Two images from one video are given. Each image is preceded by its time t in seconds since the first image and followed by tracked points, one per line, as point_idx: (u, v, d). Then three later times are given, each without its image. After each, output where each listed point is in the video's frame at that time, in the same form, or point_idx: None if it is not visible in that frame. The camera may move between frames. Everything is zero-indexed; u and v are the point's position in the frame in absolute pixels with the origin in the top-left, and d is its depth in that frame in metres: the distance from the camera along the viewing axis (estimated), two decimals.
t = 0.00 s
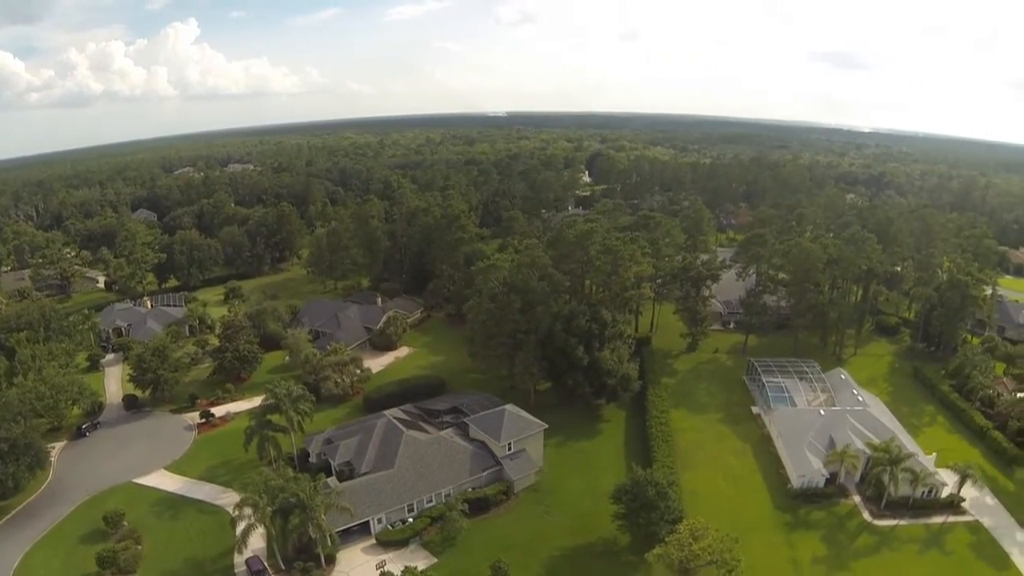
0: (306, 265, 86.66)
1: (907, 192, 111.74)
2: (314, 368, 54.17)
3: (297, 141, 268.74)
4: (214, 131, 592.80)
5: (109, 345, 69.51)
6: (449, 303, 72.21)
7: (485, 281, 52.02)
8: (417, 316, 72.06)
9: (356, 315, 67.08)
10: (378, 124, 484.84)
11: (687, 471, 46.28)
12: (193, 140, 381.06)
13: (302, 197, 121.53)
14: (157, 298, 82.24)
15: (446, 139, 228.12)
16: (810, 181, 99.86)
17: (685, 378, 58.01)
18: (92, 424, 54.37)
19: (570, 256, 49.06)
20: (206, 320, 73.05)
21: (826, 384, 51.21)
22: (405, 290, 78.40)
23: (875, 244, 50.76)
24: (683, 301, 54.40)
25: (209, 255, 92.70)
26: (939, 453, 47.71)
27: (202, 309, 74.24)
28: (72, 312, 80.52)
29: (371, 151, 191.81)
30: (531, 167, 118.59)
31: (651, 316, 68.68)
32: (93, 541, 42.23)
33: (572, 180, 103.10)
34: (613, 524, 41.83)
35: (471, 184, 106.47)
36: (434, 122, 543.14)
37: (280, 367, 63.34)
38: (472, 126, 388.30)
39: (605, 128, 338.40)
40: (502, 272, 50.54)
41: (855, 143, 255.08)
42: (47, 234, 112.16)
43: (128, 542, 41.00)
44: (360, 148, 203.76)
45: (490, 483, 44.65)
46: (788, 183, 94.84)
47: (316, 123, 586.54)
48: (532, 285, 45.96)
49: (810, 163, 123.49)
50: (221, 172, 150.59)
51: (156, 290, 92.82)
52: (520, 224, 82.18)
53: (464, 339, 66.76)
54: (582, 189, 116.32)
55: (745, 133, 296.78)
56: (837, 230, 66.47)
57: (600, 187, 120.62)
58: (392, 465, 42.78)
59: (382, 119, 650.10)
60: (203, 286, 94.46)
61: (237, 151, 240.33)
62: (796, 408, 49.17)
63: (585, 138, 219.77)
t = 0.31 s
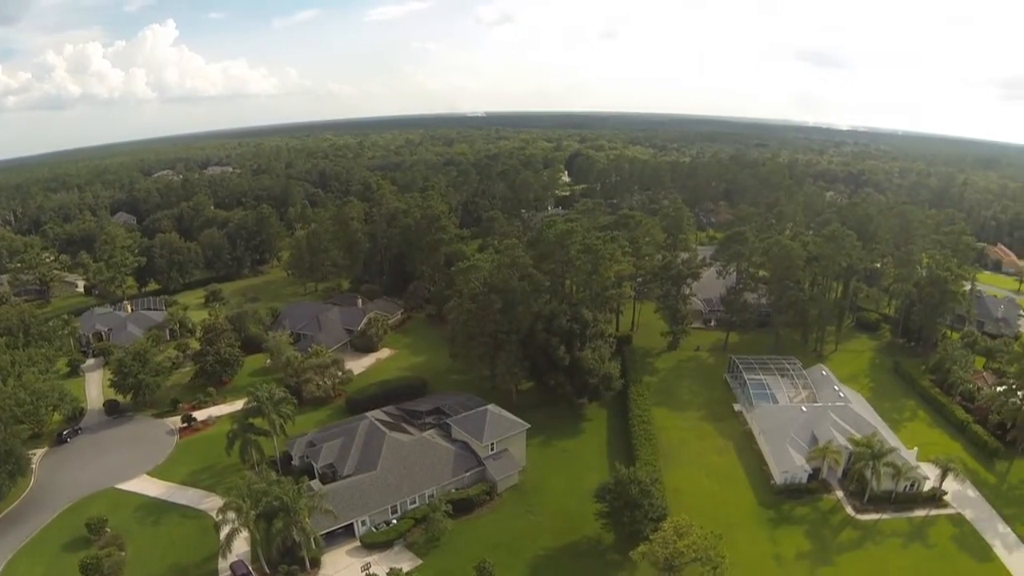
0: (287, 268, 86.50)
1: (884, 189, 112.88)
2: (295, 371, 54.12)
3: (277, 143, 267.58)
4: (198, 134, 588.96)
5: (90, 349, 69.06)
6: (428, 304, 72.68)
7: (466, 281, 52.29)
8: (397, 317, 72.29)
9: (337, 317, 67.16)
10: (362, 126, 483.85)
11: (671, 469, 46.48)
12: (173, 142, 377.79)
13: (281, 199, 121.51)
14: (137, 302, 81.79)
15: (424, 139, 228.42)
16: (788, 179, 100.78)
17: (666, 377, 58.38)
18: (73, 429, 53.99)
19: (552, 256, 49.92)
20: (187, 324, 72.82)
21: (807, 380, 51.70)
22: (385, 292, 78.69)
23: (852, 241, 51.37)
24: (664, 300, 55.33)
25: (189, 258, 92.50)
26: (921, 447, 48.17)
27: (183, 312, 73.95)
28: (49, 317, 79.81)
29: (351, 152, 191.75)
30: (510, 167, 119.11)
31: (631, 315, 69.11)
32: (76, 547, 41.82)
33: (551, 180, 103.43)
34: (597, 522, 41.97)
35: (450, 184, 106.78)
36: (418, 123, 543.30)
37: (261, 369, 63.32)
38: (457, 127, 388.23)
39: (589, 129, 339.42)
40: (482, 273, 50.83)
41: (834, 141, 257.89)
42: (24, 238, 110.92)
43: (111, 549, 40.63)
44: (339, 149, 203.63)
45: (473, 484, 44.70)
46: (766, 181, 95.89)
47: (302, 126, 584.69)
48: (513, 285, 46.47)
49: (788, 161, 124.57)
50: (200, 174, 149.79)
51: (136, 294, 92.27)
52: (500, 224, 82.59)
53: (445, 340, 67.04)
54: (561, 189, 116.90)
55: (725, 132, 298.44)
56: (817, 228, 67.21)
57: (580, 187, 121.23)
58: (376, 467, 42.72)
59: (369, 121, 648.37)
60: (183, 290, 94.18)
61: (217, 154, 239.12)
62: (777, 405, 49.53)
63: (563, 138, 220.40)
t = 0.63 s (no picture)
0: (262, 271, 86.18)
1: (858, 186, 114.32)
2: (272, 375, 54.11)
3: (253, 146, 266.20)
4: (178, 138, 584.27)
5: (64, 356, 68.55)
6: (402, 306, 73.22)
7: (441, 282, 52.59)
8: (373, 319, 72.61)
9: (313, 320, 67.21)
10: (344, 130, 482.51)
11: (650, 467, 46.73)
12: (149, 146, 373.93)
13: (256, 203, 121.45)
14: (111, 308, 81.23)
15: (399, 141, 228.70)
16: (762, 177, 101.78)
17: (643, 375, 58.78)
18: (49, 438, 53.58)
19: (526, 256, 50.26)
20: (163, 329, 72.58)
21: (783, 376, 52.19)
22: (359, 293, 79.01)
23: (826, 238, 52.99)
24: (639, 299, 56.12)
25: (164, 262, 92.17)
26: (898, 441, 48.71)
27: (158, 317, 73.73)
28: (22, 324, 78.94)
29: (325, 154, 191.67)
30: (484, 167, 119.77)
31: (605, 314, 69.70)
32: (53, 556, 41.40)
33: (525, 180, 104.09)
34: (577, 521, 42.16)
35: (425, 185, 107.21)
36: (400, 126, 543.09)
37: (238, 374, 63.27)
38: (438, 129, 387.76)
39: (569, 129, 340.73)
40: (457, 273, 51.18)
41: (809, 139, 260.75)
42: None
43: (89, 557, 40.27)
44: (314, 151, 203.18)
45: (452, 485, 44.77)
46: (739, 178, 96.90)
47: (284, 130, 582.28)
48: (488, 286, 46.87)
49: (761, 158, 125.84)
50: (174, 178, 148.71)
51: (111, 300, 91.39)
52: (474, 225, 83.17)
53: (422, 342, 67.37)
54: (535, 189, 117.77)
55: (701, 131, 301.71)
56: (791, 225, 68.20)
57: (554, 186, 122.09)
58: (355, 469, 42.69)
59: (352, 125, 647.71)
60: (158, 295, 93.77)
61: (191, 157, 237.32)
62: (754, 402, 49.95)
63: (537, 138, 221.33)
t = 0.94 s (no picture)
0: (240, 274, 85.95)
1: (836, 183, 115.71)
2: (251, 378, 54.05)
3: (231, 148, 265.10)
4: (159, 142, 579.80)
5: (42, 362, 68.16)
6: (381, 307, 73.88)
7: (419, 283, 52.85)
8: (352, 321, 72.97)
9: (292, 322, 67.22)
10: (328, 133, 481.46)
11: (632, 465, 46.96)
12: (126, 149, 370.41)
13: (234, 205, 121.62)
14: (89, 313, 80.75)
15: (376, 142, 229.40)
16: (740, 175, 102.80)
17: (624, 374, 59.13)
18: (28, 445, 53.23)
19: (505, 257, 50.65)
20: (141, 333, 72.42)
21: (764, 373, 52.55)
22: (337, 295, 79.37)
23: (806, 236, 53.56)
24: (618, 297, 56.73)
25: (142, 266, 91.91)
26: (878, 436, 49.12)
27: (136, 321, 73.34)
28: None
29: (303, 156, 191.64)
30: (462, 167, 120.56)
31: (585, 313, 70.35)
32: (34, 564, 41.08)
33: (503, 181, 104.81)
34: (560, 520, 42.33)
35: (403, 186, 107.72)
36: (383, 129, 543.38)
37: (218, 377, 63.25)
38: (422, 131, 387.73)
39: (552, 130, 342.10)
40: (435, 274, 51.45)
41: (787, 138, 263.29)
42: None
43: (70, 565, 39.99)
44: (293, 153, 203.02)
45: (434, 486, 44.84)
46: (716, 176, 97.67)
47: (268, 134, 580.50)
48: (467, 287, 47.22)
49: (739, 156, 127.02)
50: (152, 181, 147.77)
51: (88, 304, 90.52)
52: (452, 225, 83.80)
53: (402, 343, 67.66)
54: (513, 189, 118.75)
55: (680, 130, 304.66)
56: (770, 222, 69.10)
57: (532, 186, 123.08)
58: (337, 472, 42.69)
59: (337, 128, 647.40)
60: (137, 299, 93.47)
61: (168, 160, 235.89)
62: (734, 399, 50.33)
63: (515, 138, 222.54)
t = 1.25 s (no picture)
0: (224, 276, 85.79)
1: (820, 181, 116.78)
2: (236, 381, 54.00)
3: (214, 150, 264.38)
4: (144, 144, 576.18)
5: (25, 367, 67.91)
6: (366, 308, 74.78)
7: (403, 284, 53.02)
8: (336, 322, 73.19)
9: (276, 324, 67.10)
10: (315, 135, 481.00)
11: (619, 464, 47.13)
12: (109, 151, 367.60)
13: (217, 208, 122.06)
14: (72, 317, 80.46)
15: (358, 143, 230.14)
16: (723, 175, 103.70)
17: (609, 373, 59.46)
18: (12, 450, 52.94)
19: (488, 257, 50.90)
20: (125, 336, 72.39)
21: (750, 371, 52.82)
22: (321, 296, 79.69)
23: (789, 234, 54.95)
24: (603, 297, 57.21)
25: (125, 269, 91.68)
26: (863, 432, 49.47)
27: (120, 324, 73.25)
28: None
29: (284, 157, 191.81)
30: (444, 168, 121.35)
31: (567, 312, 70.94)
32: (19, 571, 40.78)
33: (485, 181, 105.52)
34: (547, 519, 42.47)
35: (388, 187, 108.18)
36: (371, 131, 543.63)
37: (203, 380, 63.22)
38: (409, 133, 387.85)
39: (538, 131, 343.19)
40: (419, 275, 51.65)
41: (770, 136, 265.44)
42: None
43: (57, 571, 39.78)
44: (277, 154, 202.92)
45: (420, 488, 44.89)
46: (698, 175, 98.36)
47: (256, 137, 579.17)
48: (451, 287, 47.47)
49: (722, 155, 128.05)
50: (134, 184, 147.04)
51: (72, 308, 90.00)
52: (436, 226, 84.32)
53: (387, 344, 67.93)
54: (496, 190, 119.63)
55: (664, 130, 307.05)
56: (753, 220, 69.81)
57: (515, 187, 123.98)
58: (323, 474, 42.68)
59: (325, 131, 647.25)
60: (120, 302, 93.40)
61: (150, 163, 234.74)
62: (719, 397, 50.62)
63: (496, 137, 223.82)
